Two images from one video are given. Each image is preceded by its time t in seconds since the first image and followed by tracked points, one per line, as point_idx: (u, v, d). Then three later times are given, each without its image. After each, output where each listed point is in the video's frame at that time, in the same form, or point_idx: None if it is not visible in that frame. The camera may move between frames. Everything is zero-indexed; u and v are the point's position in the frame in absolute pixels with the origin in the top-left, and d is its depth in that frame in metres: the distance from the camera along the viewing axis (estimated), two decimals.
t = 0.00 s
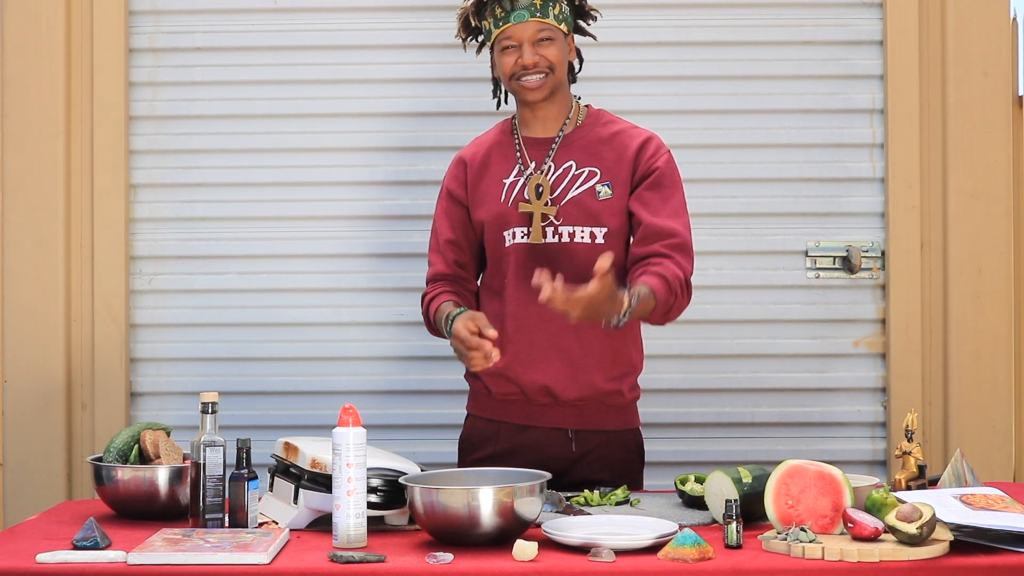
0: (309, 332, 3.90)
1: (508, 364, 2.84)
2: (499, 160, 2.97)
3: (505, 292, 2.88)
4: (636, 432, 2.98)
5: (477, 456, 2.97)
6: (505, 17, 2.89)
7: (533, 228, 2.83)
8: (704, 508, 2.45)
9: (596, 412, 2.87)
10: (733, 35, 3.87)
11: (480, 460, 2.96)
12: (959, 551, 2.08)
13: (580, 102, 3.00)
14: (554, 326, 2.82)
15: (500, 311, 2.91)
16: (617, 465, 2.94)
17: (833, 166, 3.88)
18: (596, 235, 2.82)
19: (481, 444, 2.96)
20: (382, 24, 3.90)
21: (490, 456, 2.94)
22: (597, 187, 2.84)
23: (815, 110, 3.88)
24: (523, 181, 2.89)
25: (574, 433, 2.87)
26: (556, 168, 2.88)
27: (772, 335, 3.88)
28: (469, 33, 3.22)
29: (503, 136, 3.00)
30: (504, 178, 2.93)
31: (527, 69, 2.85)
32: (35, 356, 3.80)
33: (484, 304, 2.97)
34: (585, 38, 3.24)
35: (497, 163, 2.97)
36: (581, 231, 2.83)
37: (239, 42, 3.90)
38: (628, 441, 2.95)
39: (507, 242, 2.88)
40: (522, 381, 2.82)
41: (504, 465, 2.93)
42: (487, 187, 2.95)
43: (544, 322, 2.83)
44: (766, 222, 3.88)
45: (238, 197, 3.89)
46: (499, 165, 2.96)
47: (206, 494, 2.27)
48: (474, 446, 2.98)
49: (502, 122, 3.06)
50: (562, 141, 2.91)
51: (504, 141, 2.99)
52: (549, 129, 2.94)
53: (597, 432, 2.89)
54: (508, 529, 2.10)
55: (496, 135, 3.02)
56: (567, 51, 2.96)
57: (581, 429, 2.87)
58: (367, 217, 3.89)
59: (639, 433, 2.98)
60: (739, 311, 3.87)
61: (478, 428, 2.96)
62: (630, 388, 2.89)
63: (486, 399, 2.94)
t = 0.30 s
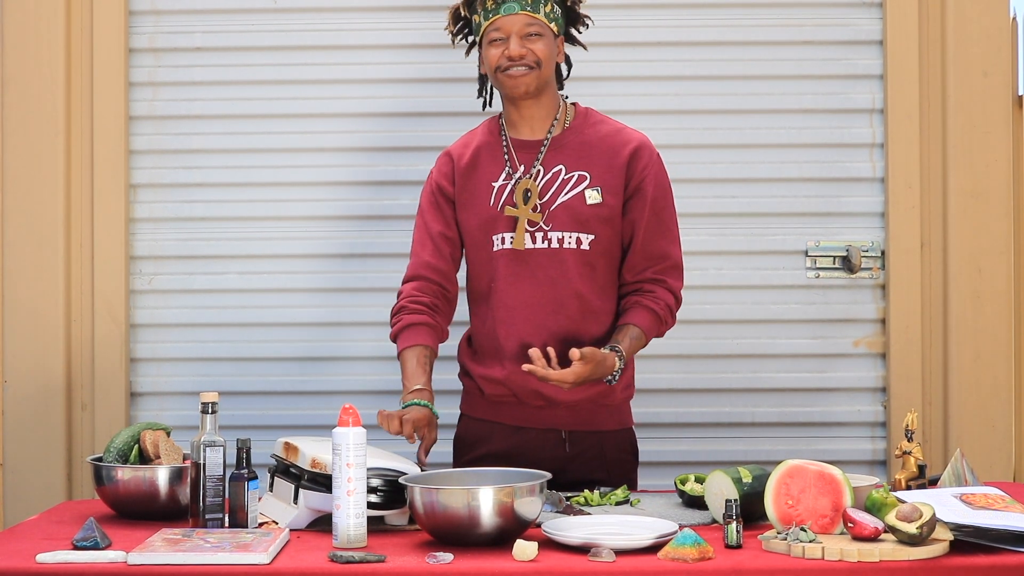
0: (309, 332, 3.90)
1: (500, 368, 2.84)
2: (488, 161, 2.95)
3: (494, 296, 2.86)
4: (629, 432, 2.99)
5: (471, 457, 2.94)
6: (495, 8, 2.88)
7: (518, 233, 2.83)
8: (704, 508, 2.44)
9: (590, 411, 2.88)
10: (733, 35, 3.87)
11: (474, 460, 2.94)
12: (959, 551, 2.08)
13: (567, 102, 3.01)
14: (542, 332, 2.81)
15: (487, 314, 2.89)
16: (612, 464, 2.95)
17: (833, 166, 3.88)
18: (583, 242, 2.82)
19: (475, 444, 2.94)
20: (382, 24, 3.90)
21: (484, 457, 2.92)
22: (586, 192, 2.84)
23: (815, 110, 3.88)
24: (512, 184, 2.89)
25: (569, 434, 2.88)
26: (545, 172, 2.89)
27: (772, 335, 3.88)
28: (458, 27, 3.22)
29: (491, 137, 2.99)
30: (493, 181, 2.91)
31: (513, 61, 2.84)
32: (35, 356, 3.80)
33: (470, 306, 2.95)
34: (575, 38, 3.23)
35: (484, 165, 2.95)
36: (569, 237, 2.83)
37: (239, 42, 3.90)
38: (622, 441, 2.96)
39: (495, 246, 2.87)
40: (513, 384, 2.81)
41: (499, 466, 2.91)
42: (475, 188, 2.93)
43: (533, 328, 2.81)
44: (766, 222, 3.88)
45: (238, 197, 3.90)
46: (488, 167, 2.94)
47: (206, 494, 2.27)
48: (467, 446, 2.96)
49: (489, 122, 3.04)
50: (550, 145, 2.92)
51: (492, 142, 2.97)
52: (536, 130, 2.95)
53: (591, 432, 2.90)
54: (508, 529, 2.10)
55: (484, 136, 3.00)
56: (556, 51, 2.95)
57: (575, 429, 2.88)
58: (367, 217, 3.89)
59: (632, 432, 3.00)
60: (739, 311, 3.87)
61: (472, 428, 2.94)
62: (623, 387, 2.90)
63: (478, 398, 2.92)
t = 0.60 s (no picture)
0: (309, 332, 3.90)
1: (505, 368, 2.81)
2: (496, 159, 2.92)
3: (502, 296, 2.84)
4: (623, 432, 3.01)
5: (467, 458, 2.92)
6: (471, 47, 2.81)
7: (536, 235, 2.82)
8: (704, 508, 2.45)
9: (588, 411, 2.90)
10: (733, 35, 3.87)
11: (470, 461, 2.92)
12: (959, 551, 2.08)
13: (569, 104, 3.01)
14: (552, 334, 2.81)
15: (492, 314, 2.86)
16: (608, 463, 2.97)
17: (833, 166, 3.88)
18: (595, 244, 2.86)
19: (471, 445, 2.92)
20: (382, 24, 3.90)
21: (481, 458, 2.91)
22: (597, 195, 2.87)
23: (815, 110, 3.88)
24: (524, 186, 2.88)
25: (567, 433, 2.89)
26: (556, 174, 2.89)
27: (772, 335, 3.88)
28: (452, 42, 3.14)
29: (499, 135, 2.95)
30: (503, 181, 2.89)
31: (504, 101, 2.80)
32: (35, 355, 3.80)
33: (464, 305, 2.91)
34: (571, 36, 3.11)
35: (493, 163, 2.91)
36: (582, 239, 2.85)
37: (239, 42, 3.90)
38: (617, 440, 2.98)
39: (505, 246, 2.85)
40: (520, 386, 2.80)
41: (496, 467, 2.90)
42: (482, 188, 2.89)
43: (544, 330, 2.81)
44: (766, 222, 3.88)
45: (238, 197, 3.90)
46: (496, 166, 2.91)
47: (206, 494, 2.27)
48: (463, 448, 2.94)
49: (490, 120, 3.00)
50: (559, 147, 2.92)
51: (501, 140, 2.94)
52: (546, 133, 2.94)
53: (589, 432, 2.91)
54: (508, 529, 2.10)
55: (490, 134, 2.95)
56: (545, 60, 2.87)
57: (574, 429, 2.89)
58: (366, 217, 3.89)
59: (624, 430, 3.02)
60: (739, 311, 3.87)
61: (467, 430, 2.92)
62: (617, 388, 2.95)
63: (474, 399, 2.89)
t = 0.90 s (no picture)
0: (309, 332, 3.89)
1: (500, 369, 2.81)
2: (491, 159, 2.92)
3: (496, 297, 2.85)
4: (621, 432, 3.02)
5: (465, 458, 2.92)
6: (469, 44, 2.80)
7: (531, 235, 2.82)
8: (704, 508, 2.45)
9: (586, 411, 2.89)
10: (733, 35, 3.87)
11: (468, 461, 2.92)
12: (959, 551, 2.08)
13: (566, 103, 3.00)
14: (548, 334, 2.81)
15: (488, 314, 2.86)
16: (605, 463, 2.97)
17: (833, 166, 3.88)
18: (591, 243, 2.86)
19: (469, 445, 2.92)
20: (382, 24, 3.90)
21: (479, 458, 2.91)
22: (593, 195, 2.88)
23: (815, 110, 3.88)
24: (519, 186, 2.88)
25: (564, 434, 2.89)
26: (552, 174, 2.89)
27: (772, 335, 3.88)
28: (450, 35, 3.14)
29: (494, 134, 2.94)
30: (499, 181, 2.89)
31: (496, 100, 2.81)
32: (35, 355, 3.80)
33: (461, 306, 2.91)
34: (571, 38, 3.10)
35: (488, 163, 2.91)
36: (577, 238, 2.85)
37: (239, 42, 3.90)
38: (615, 441, 2.99)
39: (500, 246, 2.85)
40: (517, 386, 2.79)
41: (493, 467, 2.90)
42: (477, 187, 2.90)
43: (539, 329, 2.80)
44: (766, 222, 3.88)
45: (238, 197, 3.90)
46: (491, 166, 2.91)
47: (206, 494, 2.27)
48: (460, 448, 2.94)
49: (487, 120, 2.99)
50: (554, 147, 2.92)
51: (496, 140, 2.94)
52: (541, 132, 2.94)
53: (586, 432, 2.91)
54: (509, 529, 2.10)
55: (486, 133, 2.95)
56: (543, 61, 2.87)
57: (571, 429, 2.89)
58: (366, 217, 3.90)
59: (622, 431, 3.02)
60: (739, 311, 3.87)
61: (465, 430, 2.92)
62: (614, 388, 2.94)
63: (472, 399, 2.89)
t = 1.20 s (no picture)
0: (309, 331, 3.89)
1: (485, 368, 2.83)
2: (476, 159, 2.94)
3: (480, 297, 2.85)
4: (616, 433, 3.01)
5: (458, 457, 2.92)
6: (459, 41, 2.81)
7: (512, 235, 2.83)
8: (704, 508, 2.45)
9: (577, 412, 2.88)
10: (733, 35, 3.87)
11: (461, 461, 2.92)
12: (959, 551, 2.08)
13: (556, 103, 2.99)
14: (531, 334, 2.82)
15: (471, 314, 2.87)
16: (598, 465, 2.96)
17: (833, 166, 3.88)
18: (574, 243, 2.84)
19: (461, 444, 2.92)
20: (383, 24, 3.90)
21: (471, 458, 2.90)
22: (578, 194, 2.87)
23: (815, 110, 3.88)
24: (503, 186, 2.89)
25: (556, 434, 2.88)
26: (536, 174, 2.89)
27: (772, 335, 3.88)
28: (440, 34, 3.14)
29: (481, 135, 2.97)
30: (483, 181, 2.91)
31: (484, 99, 2.81)
32: (35, 355, 3.80)
33: (450, 307, 2.93)
34: (564, 42, 3.10)
35: (473, 164, 2.94)
36: (561, 238, 2.84)
37: (239, 42, 3.90)
38: (609, 442, 2.97)
39: (482, 246, 2.86)
40: (503, 385, 2.79)
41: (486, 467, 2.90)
42: (462, 188, 2.92)
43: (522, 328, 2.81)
44: (766, 222, 3.88)
45: (238, 197, 3.90)
46: (477, 166, 2.93)
47: (206, 494, 2.27)
48: (454, 447, 2.94)
49: (478, 120, 3.02)
50: (540, 147, 2.92)
51: (482, 140, 2.96)
52: (529, 132, 2.94)
53: (578, 432, 2.90)
54: (508, 529, 2.10)
55: (473, 134, 2.98)
56: (533, 62, 2.87)
57: (563, 429, 2.88)
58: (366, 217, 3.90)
59: (616, 432, 3.01)
60: (739, 311, 3.87)
61: (458, 429, 2.92)
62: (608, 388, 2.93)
63: (463, 398, 2.90)
